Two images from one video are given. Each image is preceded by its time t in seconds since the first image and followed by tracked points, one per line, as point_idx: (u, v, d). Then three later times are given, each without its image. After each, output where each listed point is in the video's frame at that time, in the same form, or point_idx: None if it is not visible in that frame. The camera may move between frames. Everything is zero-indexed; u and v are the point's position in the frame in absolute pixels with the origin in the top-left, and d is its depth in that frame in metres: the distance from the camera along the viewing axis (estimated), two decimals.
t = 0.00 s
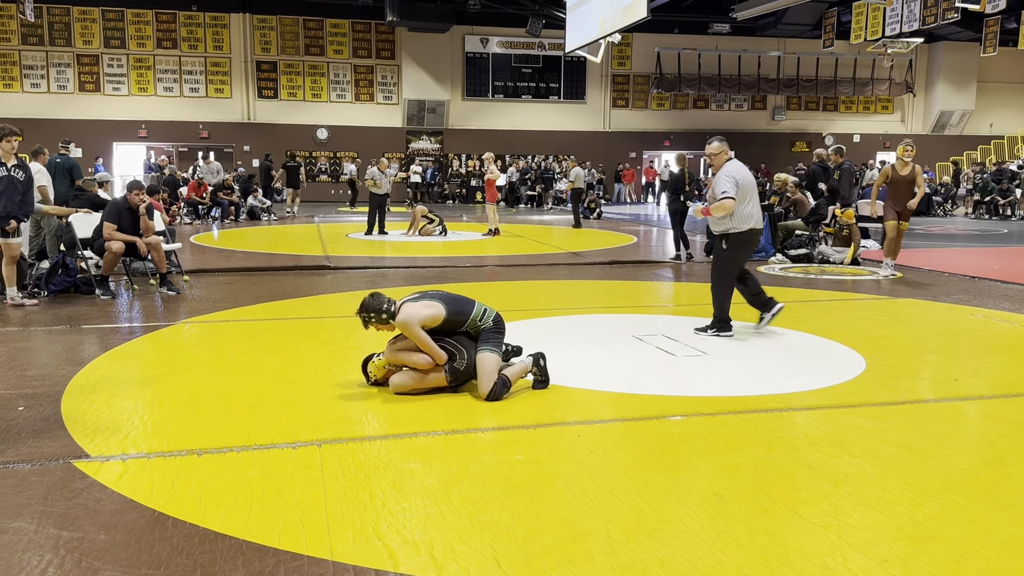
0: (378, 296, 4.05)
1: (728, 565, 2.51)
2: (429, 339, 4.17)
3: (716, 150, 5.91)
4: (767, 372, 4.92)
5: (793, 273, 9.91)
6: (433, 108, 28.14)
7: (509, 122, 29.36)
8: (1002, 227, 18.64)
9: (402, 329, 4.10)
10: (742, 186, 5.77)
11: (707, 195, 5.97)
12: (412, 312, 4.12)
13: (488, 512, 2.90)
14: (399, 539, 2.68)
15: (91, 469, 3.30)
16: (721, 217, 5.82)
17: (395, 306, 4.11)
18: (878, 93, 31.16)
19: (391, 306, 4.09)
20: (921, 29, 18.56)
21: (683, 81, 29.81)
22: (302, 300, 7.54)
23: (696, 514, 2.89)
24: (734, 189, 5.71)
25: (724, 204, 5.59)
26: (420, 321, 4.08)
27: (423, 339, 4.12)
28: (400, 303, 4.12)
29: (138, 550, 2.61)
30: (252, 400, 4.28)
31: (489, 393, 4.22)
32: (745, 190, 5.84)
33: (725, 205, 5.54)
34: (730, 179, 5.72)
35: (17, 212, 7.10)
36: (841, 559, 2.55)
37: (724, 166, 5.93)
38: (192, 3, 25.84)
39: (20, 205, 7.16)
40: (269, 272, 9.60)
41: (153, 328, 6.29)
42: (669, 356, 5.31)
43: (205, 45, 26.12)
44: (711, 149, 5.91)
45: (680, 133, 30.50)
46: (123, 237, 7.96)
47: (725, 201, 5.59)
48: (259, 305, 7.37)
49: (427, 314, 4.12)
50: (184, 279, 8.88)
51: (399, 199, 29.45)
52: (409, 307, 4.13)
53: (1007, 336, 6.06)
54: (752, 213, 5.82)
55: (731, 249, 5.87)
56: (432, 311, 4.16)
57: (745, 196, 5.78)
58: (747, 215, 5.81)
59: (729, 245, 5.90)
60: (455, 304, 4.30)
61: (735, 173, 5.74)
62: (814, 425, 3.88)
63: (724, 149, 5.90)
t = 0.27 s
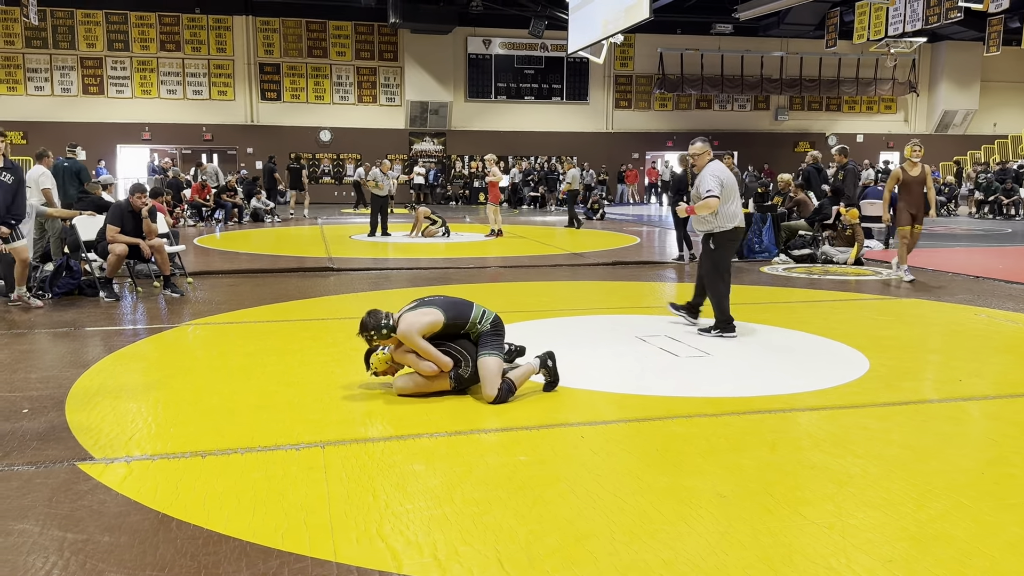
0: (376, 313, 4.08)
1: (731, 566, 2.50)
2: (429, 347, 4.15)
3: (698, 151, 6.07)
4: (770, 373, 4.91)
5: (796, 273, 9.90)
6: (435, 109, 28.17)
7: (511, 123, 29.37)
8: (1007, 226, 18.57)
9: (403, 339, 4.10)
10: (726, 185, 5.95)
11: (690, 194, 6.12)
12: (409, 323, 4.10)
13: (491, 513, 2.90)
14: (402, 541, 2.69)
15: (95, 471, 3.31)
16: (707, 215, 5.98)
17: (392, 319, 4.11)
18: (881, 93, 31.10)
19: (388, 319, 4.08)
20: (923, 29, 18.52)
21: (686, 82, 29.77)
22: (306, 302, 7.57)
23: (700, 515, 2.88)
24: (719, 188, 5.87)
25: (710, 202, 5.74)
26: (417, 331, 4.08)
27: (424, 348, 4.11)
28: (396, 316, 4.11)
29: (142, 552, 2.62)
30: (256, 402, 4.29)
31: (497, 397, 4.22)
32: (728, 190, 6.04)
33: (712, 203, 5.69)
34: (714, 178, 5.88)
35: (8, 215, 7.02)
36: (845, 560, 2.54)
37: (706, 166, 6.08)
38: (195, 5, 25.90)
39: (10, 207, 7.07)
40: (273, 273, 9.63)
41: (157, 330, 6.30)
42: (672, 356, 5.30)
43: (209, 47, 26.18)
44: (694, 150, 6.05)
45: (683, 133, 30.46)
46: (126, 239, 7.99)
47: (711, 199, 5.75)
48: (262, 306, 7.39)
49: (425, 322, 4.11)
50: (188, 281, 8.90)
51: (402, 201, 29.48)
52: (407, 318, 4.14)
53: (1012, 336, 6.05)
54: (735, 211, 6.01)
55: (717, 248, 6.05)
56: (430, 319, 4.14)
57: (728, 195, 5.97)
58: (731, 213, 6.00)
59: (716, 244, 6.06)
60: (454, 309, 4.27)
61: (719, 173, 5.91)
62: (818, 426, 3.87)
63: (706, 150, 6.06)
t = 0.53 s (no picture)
0: (375, 315, 4.03)
1: (737, 568, 2.49)
2: (433, 345, 4.12)
3: (678, 154, 6.15)
4: (775, 373, 4.89)
5: (801, 273, 9.88)
6: (439, 111, 28.19)
7: (515, 124, 29.38)
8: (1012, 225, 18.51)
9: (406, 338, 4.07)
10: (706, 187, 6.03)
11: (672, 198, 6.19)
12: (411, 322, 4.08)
13: (496, 515, 2.90)
14: (407, 543, 2.69)
15: (101, 473, 3.31)
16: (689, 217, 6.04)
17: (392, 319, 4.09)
18: (885, 93, 31.02)
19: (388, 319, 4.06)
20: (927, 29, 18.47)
21: (689, 82, 29.72)
22: (309, 304, 7.58)
23: (706, 516, 2.88)
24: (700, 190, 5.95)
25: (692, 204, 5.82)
26: (419, 329, 4.04)
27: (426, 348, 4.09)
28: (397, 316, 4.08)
29: (147, 554, 2.62)
30: (260, 404, 4.30)
31: (506, 394, 4.25)
32: (709, 193, 6.11)
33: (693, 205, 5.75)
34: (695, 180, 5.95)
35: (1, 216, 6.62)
36: (851, 561, 2.53)
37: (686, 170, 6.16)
38: (199, 8, 25.96)
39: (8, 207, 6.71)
40: (277, 275, 9.64)
41: (162, 332, 6.31)
42: (676, 357, 5.29)
43: (213, 50, 26.25)
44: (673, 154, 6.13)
45: (687, 133, 30.42)
46: (130, 242, 8.04)
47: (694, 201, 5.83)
48: (266, 308, 7.40)
49: (429, 319, 4.08)
50: (192, 283, 8.92)
51: (405, 202, 29.52)
52: (408, 317, 4.09)
53: (1017, 336, 6.03)
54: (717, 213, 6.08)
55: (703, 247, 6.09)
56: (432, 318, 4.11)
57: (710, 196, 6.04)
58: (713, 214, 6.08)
59: (701, 244, 6.09)
60: (454, 306, 4.24)
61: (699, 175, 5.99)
62: (823, 427, 3.86)
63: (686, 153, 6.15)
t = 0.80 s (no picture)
0: (379, 297, 3.94)
1: (741, 569, 2.48)
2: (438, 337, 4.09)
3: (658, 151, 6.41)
4: (779, 374, 4.88)
5: (805, 274, 9.87)
6: (442, 112, 28.25)
7: (519, 124, 29.40)
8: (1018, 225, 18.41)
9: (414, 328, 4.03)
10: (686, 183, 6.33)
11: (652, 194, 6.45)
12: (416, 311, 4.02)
13: (500, 516, 2.90)
14: (412, 544, 2.68)
15: (106, 475, 3.32)
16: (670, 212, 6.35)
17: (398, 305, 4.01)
18: (889, 92, 30.93)
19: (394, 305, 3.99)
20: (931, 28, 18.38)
21: (693, 82, 29.65)
22: (314, 305, 7.59)
23: (710, 517, 2.87)
24: (682, 185, 6.24)
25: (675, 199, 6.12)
26: (426, 319, 4.00)
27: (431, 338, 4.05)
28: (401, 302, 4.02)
29: (152, 556, 2.63)
30: (264, 405, 4.30)
31: (510, 388, 4.41)
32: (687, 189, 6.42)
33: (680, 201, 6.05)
34: (676, 176, 6.24)
35: (0, 220, 6.57)
36: (856, 562, 2.52)
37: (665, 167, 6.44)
38: (203, 9, 26.00)
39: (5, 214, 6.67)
40: (281, 276, 9.66)
41: (166, 333, 6.32)
42: (680, 358, 5.29)
43: (217, 51, 26.30)
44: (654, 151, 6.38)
45: (691, 133, 30.39)
46: (134, 243, 8.04)
47: (676, 197, 6.13)
48: (270, 310, 7.41)
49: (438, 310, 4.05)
50: (197, 284, 8.94)
51: (409, 203, 29.55)
52: (413, 306, 4.04)
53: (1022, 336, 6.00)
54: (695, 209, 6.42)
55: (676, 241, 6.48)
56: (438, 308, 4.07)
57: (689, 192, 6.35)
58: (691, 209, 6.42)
59: (674, 239, 6.47)
60: (459, 296, 4.20)
61: (680, 172, 6.28)
62: (827, 428, 3.85)
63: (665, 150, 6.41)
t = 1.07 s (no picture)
0: (390, 280, 3.92)
1: (746, 570, 2.48)
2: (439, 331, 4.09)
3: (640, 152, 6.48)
4: (784, 374, 4.86)
5: (810, 273, 9.84)
6: (447, 112, 28.23)
7: (523, 125, 29.40)
8: None
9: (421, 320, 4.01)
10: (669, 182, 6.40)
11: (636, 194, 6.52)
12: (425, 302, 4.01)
13: (505, 516, 2.89)
14: (417, 544, 2.69)
15: (111, 475, 3.33)
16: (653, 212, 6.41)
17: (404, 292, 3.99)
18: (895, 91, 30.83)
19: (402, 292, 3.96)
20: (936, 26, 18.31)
21: (698, 82, 29.58)
22: (318, 305, 7.59)
23: (715, 517, 2.86)
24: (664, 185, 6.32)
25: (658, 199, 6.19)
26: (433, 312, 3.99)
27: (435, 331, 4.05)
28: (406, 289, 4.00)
29: (158, 556, 2.63)
30: (269, 405, 4.30)
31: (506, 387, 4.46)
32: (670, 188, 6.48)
33: (664, 197, 6.15)
34: (658, 177, 6.32)
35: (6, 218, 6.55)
36: (862, 562, 2.52)
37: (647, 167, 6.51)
38: (208, 10, 26.04)
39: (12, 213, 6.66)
40: (285, 277, 9.67)
41: (171, 334, 6.34)
42: (685, 358, 5.28)
43: (221, 52, 26.34)
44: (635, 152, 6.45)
45: (695, 133, 30.36)
46: (138, 244, 8.05)
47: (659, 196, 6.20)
48: (275, 310, 7.42)
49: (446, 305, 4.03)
50: (201, 285, 8.96)
51: (413, 204, 29.59)
52: (424, 299, 4.01)
53: None
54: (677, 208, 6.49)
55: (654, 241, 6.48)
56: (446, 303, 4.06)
57: (672, 191, 6.42)
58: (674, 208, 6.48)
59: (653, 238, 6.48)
60: (466, 294, 4.19)
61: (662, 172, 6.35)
62: (833, 428, 3.83)
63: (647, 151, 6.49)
